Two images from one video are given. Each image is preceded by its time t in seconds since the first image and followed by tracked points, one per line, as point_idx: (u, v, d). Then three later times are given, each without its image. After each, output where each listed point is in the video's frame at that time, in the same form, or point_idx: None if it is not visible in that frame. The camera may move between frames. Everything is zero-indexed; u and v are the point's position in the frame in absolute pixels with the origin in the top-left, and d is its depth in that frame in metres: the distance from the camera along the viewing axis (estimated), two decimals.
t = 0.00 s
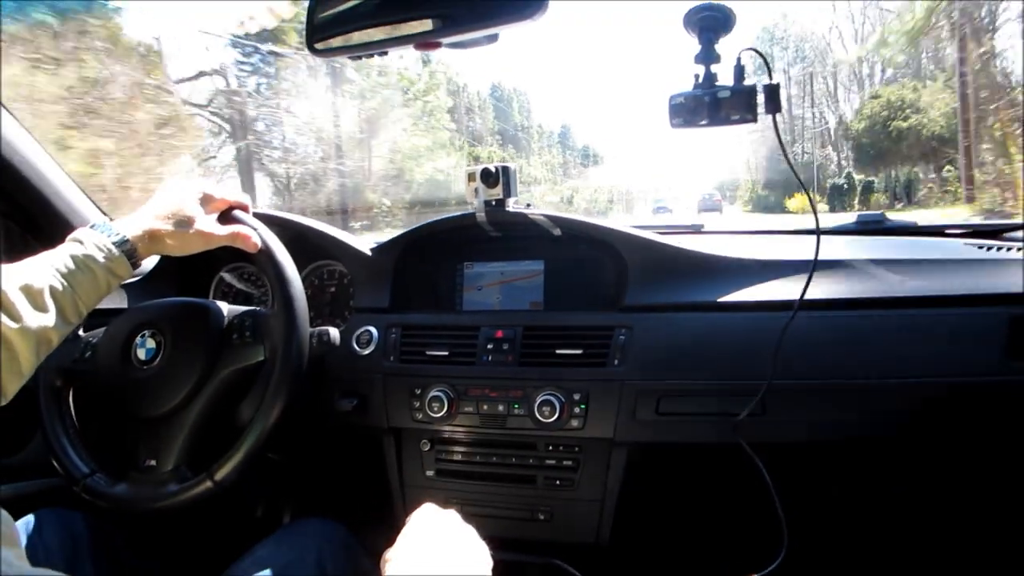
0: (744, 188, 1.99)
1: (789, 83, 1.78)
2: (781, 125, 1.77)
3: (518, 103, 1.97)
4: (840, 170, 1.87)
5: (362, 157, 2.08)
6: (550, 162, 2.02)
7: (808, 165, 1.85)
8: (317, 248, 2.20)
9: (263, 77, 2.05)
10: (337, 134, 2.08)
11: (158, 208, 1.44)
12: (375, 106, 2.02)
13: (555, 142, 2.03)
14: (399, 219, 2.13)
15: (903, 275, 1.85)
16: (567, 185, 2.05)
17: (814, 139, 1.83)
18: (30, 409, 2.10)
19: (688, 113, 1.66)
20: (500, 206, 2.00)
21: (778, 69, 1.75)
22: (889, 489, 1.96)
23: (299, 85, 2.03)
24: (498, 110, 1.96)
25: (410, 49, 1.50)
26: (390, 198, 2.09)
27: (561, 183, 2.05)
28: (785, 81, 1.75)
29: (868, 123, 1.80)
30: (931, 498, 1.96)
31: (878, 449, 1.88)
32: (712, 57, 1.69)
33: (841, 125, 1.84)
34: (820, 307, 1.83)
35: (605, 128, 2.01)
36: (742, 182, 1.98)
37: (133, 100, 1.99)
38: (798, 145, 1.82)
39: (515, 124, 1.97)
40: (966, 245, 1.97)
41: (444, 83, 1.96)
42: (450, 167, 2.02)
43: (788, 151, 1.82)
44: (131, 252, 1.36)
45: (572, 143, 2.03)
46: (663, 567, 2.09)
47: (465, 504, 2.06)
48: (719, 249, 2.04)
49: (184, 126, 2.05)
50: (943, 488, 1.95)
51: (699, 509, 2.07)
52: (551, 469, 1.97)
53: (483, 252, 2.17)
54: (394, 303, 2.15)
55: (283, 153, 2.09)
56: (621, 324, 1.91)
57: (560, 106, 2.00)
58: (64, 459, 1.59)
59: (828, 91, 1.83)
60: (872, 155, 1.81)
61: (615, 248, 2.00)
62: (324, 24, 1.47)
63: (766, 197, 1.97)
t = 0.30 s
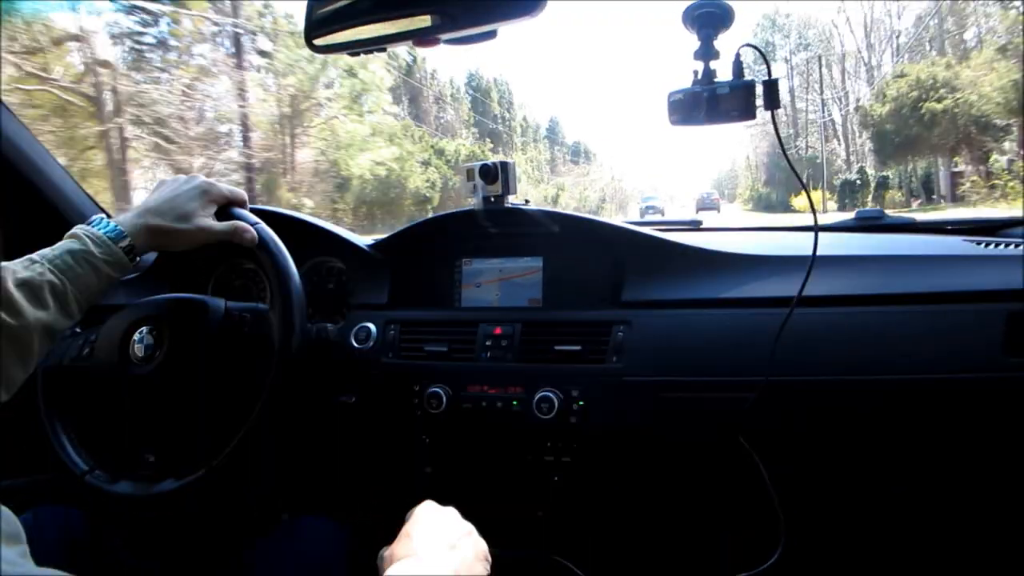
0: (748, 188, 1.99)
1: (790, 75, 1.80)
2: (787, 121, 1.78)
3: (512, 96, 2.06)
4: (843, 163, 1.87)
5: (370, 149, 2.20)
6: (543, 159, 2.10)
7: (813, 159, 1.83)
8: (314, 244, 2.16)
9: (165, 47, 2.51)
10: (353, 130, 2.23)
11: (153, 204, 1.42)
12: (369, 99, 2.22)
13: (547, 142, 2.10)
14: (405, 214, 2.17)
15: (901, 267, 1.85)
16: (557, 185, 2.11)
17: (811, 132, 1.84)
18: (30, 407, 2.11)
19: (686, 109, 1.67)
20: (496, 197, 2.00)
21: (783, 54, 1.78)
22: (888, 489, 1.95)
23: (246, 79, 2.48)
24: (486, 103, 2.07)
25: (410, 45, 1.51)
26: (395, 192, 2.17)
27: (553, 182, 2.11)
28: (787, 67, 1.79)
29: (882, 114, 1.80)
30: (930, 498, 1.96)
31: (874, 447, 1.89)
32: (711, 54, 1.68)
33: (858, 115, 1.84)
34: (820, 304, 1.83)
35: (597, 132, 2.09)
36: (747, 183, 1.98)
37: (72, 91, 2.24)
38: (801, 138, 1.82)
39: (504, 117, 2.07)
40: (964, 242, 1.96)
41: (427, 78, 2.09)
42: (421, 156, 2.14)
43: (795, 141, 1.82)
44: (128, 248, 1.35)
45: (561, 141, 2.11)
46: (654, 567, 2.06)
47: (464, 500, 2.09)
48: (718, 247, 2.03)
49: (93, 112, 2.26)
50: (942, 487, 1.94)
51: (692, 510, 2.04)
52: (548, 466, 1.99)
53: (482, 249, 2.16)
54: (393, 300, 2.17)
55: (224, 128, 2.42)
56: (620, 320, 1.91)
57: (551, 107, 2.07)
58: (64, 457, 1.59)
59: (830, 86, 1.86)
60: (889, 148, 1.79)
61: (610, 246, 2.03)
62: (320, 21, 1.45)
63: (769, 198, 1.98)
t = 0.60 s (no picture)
0: (764, 184, 1.97)
1: (792, 75, 1.84)
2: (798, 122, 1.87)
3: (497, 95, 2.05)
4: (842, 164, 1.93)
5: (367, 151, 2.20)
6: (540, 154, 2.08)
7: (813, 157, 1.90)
8: (314, 243, 2.18)
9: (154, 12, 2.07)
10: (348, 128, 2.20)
11: (150, 203, 1.42)
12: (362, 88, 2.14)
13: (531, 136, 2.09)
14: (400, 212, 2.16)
15: (903, 271, 1.85)
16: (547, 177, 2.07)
17: (815, 137, 1.91)
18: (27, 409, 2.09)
19: (685, 107, 1.66)
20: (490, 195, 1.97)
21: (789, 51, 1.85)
22: (888, 497, 1.96)
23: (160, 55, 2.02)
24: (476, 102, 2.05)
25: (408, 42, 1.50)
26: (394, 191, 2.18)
27: (540, 176, 2.06)
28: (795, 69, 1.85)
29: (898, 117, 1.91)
30: (930, 503, 1.97)
31: (880, 449, 1.86)
32: (711, 52, 1.67)
33: (885, 120, 1.93)
34: (822, 303, 1.82)
35: (607, 128, 2.11)
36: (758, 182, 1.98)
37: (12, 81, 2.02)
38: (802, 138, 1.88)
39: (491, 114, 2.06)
40: (964, 241, 1.95)
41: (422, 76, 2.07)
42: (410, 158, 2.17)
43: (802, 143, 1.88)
44: (127, 246, 1.35)
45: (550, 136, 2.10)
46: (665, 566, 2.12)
47: (462, 499, 2.06)
48: (718, 245, 2.02)
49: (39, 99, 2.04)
50: (943, 492, 1.95)
51: (699, 508, 2.09)
52: (549, 465, 1.98)
53: (480, 247, 2.16)
54: (393, 298, 2.14)
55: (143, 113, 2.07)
56: (620, 319, 1.90)
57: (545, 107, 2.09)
58: (64, 457, 1.59)
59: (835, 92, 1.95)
60: (932, 138, 1.81)
61: (613, 245, 2.00)
62: (317, 20, 1.44)
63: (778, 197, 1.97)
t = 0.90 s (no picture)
0: (771, 185, 1.98)
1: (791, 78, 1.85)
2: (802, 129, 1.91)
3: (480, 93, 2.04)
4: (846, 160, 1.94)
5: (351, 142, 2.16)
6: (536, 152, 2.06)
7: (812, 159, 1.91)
8: (315, 244, 2.18)
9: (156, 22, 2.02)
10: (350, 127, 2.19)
11: (150, 205, 1.42)
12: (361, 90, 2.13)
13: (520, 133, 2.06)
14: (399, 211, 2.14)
15: (903, 272, 1.85)
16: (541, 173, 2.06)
17: (819, 138, 1.91)
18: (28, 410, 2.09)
19: (684, 109, 1.66)
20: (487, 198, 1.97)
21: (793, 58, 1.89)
22: (890, 497, 1.95)
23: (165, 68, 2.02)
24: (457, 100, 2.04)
25: (407, 44, 1.51)
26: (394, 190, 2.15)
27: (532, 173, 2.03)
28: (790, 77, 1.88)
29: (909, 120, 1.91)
30: (931, 500, 1.97)
31: (880, 449, 1.85)
32: (711, 54, 1.67)
33: (904, 113, 1.91)
34: (821, 304, 1.82)
35: (607, 127, 2.09)
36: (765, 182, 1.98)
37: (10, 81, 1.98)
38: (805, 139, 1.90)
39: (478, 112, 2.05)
40: (963, 242, 1.95)
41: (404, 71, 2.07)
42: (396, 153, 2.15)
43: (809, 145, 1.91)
44: (127, 248, 1.35)
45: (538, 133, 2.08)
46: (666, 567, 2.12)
47: (463, 501, 2.06)
48: (719, 246, 2.02)
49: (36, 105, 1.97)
50: (944, 490, 1.95)
51: (699, 510, 2.09)
52: (549, 467, 1.98)
53: (480, 249, 2.16)
54: (393, 300, 2.14)
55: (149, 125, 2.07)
56: (620, 321, 1.90)
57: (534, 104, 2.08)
58: (64, 458, 1.59)
59: (843, 91, 1.95)
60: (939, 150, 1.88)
61: (614, 246, 2.00)
62: (316, 22, 1.44)
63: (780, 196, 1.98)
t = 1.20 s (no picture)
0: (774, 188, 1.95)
1: (792, 82, 1.83)
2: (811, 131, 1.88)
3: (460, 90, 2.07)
4: (852, 151, 1.93)
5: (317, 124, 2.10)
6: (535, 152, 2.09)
7: (822, 156, 1.89)
8: (316, 245, 2.20)
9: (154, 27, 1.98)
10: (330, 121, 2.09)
11: (154, 206, 1.42)
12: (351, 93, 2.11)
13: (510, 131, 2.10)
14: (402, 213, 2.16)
15: (904, 274, 1.85)
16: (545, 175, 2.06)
17: (827, 139, 1.91)
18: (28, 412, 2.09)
19: (684, 111, 1.67)
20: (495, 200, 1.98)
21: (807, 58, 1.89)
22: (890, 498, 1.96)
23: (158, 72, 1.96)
24: (434, 99, 2.06)
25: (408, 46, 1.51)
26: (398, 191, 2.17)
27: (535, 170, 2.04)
28: (795, 76, 1.86)
29: (906, 129, 1.91)
30: (931, 502, 1.97)
31: (881, 451, 1.85)
32: (711, 57, 1.68)
33: (924, 106, 1.90)
34: (821, 306, 1.82)
35: (608, 129, 2.08)
36: (773, 184, 1.95)
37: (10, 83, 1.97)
38: (811, 138, 1.89)
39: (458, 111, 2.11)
40: (963, 244, 1.95)
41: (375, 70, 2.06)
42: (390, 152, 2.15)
43: (818, 141, 1.90)
44: (130, 249, 1.35)
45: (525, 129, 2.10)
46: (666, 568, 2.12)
47: (462, 502, 2.06)
48: (719, 248, 2.03)
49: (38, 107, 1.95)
50: (944, 492, 1.95)
51: (699, 512, 2.09)
52: (549, 468, 1.98)
53: (480, 250, 2.17)
54: (393, 301, 2.15)
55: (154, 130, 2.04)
56: (620, 323, 1.91)
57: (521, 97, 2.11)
58: (64, 458, 1.59)
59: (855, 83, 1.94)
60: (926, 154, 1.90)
61: (613, 248, 2.00)
62: (319, 23, 1.45)
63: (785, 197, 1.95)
